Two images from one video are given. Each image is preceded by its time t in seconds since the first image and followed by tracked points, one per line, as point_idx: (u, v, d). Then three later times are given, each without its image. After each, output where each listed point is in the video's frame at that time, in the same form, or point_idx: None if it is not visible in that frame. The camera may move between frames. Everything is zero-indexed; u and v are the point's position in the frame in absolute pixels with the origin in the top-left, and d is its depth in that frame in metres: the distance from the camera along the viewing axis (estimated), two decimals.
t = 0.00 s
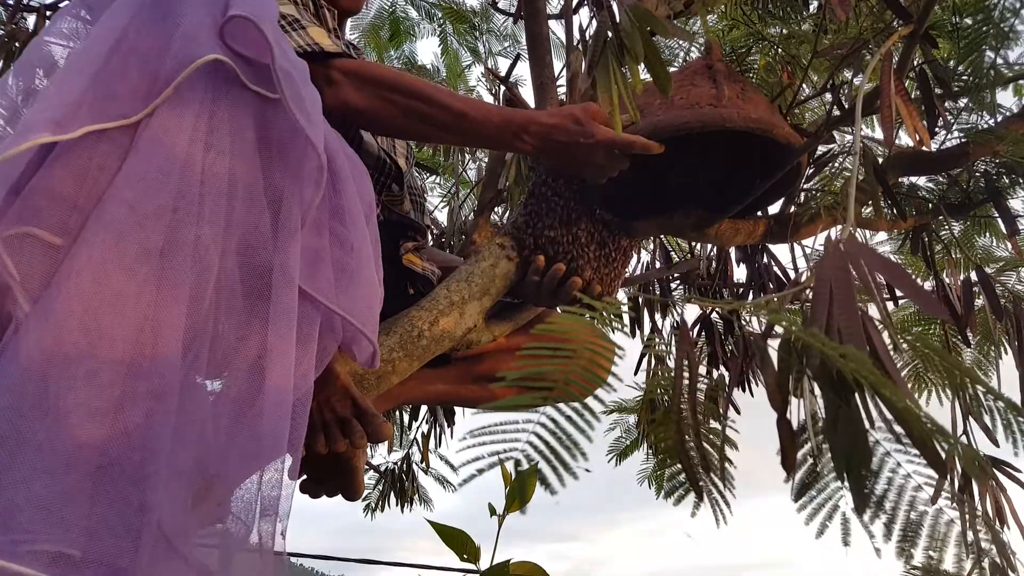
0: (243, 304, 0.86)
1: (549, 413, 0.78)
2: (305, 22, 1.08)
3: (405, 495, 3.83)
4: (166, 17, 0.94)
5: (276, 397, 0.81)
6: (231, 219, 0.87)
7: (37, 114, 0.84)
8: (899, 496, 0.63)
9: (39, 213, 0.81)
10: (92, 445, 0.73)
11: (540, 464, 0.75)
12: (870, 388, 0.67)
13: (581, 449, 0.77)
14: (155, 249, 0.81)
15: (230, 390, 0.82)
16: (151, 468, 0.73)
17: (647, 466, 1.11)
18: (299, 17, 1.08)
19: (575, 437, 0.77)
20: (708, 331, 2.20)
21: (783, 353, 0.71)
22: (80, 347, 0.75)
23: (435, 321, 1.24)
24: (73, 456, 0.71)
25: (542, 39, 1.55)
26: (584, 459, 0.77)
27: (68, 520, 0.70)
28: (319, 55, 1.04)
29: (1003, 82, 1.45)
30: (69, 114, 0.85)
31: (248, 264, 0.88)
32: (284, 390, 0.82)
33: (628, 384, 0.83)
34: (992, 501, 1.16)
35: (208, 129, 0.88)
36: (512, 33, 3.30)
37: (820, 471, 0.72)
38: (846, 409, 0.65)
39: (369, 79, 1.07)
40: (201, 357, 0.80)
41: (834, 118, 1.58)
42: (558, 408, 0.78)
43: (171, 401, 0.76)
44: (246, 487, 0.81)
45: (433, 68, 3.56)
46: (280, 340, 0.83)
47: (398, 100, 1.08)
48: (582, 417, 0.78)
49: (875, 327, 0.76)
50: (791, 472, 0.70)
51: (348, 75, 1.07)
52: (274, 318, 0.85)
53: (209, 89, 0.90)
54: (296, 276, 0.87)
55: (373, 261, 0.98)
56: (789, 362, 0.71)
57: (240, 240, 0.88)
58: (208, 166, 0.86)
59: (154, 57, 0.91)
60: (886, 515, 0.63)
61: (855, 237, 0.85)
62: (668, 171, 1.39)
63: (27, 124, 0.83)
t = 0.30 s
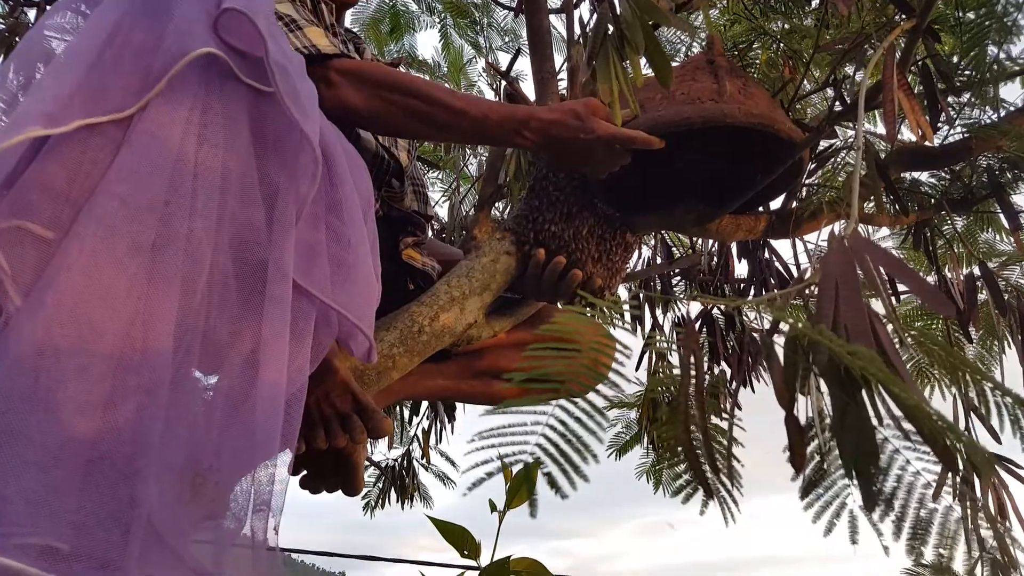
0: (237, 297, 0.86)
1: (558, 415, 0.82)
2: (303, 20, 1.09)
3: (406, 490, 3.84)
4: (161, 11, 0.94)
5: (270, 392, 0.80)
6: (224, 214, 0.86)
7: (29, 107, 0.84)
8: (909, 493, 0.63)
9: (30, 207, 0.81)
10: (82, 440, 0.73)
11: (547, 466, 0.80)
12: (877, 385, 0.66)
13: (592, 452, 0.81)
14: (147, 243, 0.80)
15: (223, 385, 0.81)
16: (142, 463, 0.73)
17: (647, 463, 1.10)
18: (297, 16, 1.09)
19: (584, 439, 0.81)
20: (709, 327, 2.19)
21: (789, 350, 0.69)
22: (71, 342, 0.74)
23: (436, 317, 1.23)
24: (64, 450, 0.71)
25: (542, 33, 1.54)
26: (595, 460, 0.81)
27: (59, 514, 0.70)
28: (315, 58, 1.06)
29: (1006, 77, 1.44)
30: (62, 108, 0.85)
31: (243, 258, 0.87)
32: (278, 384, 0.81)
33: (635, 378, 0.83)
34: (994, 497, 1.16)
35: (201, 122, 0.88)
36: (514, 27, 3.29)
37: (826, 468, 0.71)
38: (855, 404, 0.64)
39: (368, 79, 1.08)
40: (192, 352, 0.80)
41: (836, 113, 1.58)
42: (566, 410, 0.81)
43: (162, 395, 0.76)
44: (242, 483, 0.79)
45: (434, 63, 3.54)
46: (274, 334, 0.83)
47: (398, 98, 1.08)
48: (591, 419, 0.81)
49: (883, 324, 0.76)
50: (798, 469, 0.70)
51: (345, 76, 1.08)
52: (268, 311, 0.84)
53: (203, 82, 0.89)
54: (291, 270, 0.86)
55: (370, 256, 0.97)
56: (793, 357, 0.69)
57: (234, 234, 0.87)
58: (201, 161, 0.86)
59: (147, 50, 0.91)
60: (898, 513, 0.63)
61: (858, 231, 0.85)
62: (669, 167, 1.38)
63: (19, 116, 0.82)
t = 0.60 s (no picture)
0: (239, 294, 0.86)
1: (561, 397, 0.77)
2: (305, 22, 1.09)
3: (407, 487, 3.85)
4: (162, 7, 0.94)
5: (270, 388, 0.81)
6: (225, 210, 0.87)
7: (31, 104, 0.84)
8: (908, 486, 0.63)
9: (32, 204, 0.81)
10: (83, 435, 0.73)
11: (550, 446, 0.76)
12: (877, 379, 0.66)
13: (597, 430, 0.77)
14: (149, 239, 0.81)
15: (224, 381, 0.82)
16: (143, 458, 0.73)
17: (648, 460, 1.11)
18: (298, 18, 1.09)
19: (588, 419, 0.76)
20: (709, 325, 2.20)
21: (790, 342, 0.70)
22: (73, 338, 0.75)
23: (436, 313, 1.24)
24: (66, 446, 0.72)
25: (543, 30, 1.55)
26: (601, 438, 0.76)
27: (60, 509, 0.70)
28: (311, 59, 1.05)
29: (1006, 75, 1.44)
30: (63, 104, 0.85)
31: (245, 255, 0.88)
32: (279, 381, 0.81)
33: (636, 378, 0.84)
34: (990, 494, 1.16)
35: (203, 119, 0.88)
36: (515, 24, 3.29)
37: (824, 463, 0.71)
38: (855, 397, 0.64)
39: (368, 78, 1.08)
40: (193, 349, 0.81)
41: (836, 111, 1.58)
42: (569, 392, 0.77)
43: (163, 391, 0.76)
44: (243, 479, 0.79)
45: (436, 60, 3.55)
46: (276, 331, 0.83)
47: (398, 96, 1.08)
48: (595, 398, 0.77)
49: (882, 318, 0.77)
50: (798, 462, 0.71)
51: (345, 76, 1.08)
52: (269, 309, 0.84)
53: (205, 79, 0.90)
54: (292, 267, 0.87)
55: (371, 253, 0.98)
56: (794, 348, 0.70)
57: (235, 231, 0.87)
58: (203, 158, 0.86)
59: (148, 47, 0.91)
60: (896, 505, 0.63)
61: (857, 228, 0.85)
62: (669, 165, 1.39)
63: (20, 113, 0.83)
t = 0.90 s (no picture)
0: (241, 296, 0.86)
1: (552, 422, 0.82)
2: (308, 21, 1.10)
3: (405, 487, 3.86)
4: (166, 9, 0.94)
5: (272, 391, 0.81)
6: (228, 213, 0.87)
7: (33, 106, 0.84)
8: (898, 496, 0.64)
9: (34, 206, 0.81)
10: (84, 438, 0.73)
11: (541, 473, 0.82)
12: (870, 390, 0.67)
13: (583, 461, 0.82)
14: (152, 242, 0.81)
15: (227, 384, 0.82)
16: (146, 461, 0.74)
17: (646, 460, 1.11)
18: (301, 17, 1.09)
19: (576, 448, 0.82)
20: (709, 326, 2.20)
21: (786, 355, 0.71)
22: (75, 340, 0.75)
23: (437, 314, 1.24)
24: (68, 448, 0.72)
25: (546, 32, 1.55)
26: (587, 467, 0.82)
27: (62, 512, 0.70)
28: (316, 58, 1.06)
29: (1008, 79, 1.44)
30: (66, 106, 0.85)
31: (246, 256, 0.88)
32: (281, 384, 0.81)
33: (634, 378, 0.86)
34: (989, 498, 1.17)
35: (205, 121, 0.88)
36: (517, 25, 3.30)
37: (822, 468, 0.71)
38: (850, 410, 0.65)
39: (371, 79, 1.08)
40: (196, 352, 0.81)
41: (838, 113, 1.58)
42: (560, 418, 0.82)
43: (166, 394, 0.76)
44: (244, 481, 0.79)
45: (437, 60, 3.55)
46: (278, 334, 0.83)
47: (401, 98, 1.09)
48: (584, 427, 0.82)
49: (878, 329, 0.78)
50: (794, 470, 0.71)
51: (348, 77, 1.08)
52: (272, 311, 0.85)
53: (207, 82, 0.90)
54: (294, 269, 0.87)
55: (373, 254, 0.98)
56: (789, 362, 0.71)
57: (238, 233, 0.88)
58: (205, 159, 0.86)
59: (152, 49, 0.92)
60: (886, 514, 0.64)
61: (857, 233, 0.85)
62: (671, 167, 1.39)
63: (23, 114, 0.83)
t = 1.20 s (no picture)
0: (238, 307, 0.87)
1: (561, 420, 0.86)
2: (309, 31, 1.11)
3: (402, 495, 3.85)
4: (167, 21, 0.95)
5: (267, 402, 0.81)
6: (225, 225, 0.87)
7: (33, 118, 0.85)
8: (903, 509, 0.66)
9: (34, 218, 0.82)
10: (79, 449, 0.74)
11: (552, 470, 0.85)
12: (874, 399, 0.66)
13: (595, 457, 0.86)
14: (149, 254, 0.82)
15: (222, 396, 0.83)
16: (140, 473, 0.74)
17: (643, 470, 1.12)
18: (303, 27, 1.10)
19: (587, 444, 0.86)
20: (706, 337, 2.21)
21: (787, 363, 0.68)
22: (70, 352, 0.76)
23: (435, 323, 1.24)
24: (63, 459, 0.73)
25: (545, 43, 1.56)
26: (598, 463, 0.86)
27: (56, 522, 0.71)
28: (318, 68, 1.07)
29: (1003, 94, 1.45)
30: (66, 118, 0.86)
31: (243, 267, 0.88)
32: (277, 395, 0.82)
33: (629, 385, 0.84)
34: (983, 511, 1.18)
35: (205, 133, 0.89)
36: (517, 35, 3.31)
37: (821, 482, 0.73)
38: (851, 420, 0.64)
39: (371, 90, 1.09)
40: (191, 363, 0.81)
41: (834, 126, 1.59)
42: (569, 416, 0.86)
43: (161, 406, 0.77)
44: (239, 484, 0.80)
45: (437, 69, 3.57)
46: (274, 345, 0.84)
47: (402, 108, 1.10)
48: (594, 425, 0.85)
49: (878, 339, 0.78)
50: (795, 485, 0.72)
51: (350, 87, 1.10)
52: (268, 323, 0.85)
53: (207, 95, 0.91)
54: (291, 281, 0.87)
55: (370, 265, 0.98)
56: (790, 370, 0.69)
57: (235, 245, 0.88)
58: (203, 172, 0.87)
59: (152, 61, 0.93)
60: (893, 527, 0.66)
61: (855, 245, 0.86)
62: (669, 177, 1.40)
63: (23, 126, 0.84)
